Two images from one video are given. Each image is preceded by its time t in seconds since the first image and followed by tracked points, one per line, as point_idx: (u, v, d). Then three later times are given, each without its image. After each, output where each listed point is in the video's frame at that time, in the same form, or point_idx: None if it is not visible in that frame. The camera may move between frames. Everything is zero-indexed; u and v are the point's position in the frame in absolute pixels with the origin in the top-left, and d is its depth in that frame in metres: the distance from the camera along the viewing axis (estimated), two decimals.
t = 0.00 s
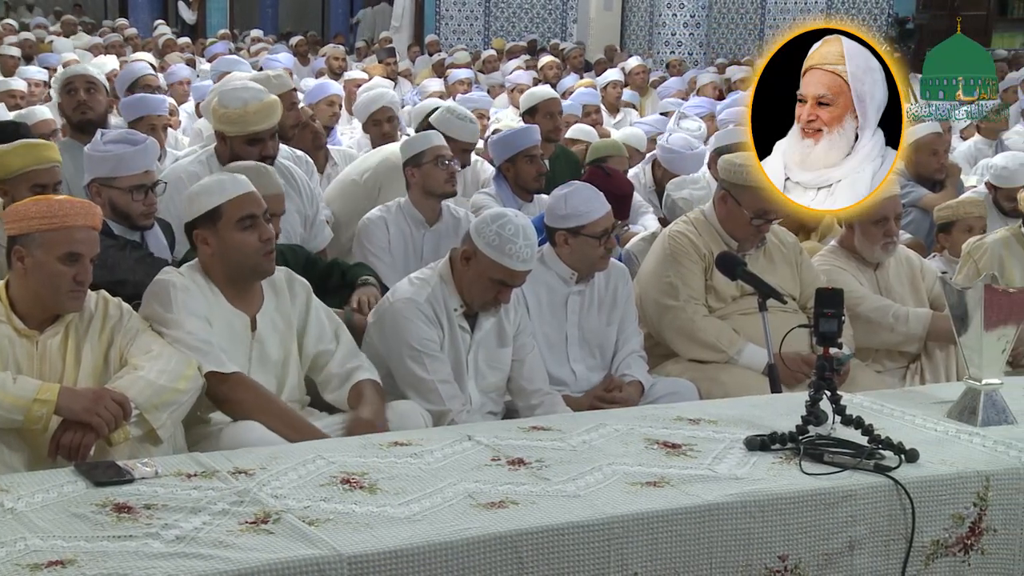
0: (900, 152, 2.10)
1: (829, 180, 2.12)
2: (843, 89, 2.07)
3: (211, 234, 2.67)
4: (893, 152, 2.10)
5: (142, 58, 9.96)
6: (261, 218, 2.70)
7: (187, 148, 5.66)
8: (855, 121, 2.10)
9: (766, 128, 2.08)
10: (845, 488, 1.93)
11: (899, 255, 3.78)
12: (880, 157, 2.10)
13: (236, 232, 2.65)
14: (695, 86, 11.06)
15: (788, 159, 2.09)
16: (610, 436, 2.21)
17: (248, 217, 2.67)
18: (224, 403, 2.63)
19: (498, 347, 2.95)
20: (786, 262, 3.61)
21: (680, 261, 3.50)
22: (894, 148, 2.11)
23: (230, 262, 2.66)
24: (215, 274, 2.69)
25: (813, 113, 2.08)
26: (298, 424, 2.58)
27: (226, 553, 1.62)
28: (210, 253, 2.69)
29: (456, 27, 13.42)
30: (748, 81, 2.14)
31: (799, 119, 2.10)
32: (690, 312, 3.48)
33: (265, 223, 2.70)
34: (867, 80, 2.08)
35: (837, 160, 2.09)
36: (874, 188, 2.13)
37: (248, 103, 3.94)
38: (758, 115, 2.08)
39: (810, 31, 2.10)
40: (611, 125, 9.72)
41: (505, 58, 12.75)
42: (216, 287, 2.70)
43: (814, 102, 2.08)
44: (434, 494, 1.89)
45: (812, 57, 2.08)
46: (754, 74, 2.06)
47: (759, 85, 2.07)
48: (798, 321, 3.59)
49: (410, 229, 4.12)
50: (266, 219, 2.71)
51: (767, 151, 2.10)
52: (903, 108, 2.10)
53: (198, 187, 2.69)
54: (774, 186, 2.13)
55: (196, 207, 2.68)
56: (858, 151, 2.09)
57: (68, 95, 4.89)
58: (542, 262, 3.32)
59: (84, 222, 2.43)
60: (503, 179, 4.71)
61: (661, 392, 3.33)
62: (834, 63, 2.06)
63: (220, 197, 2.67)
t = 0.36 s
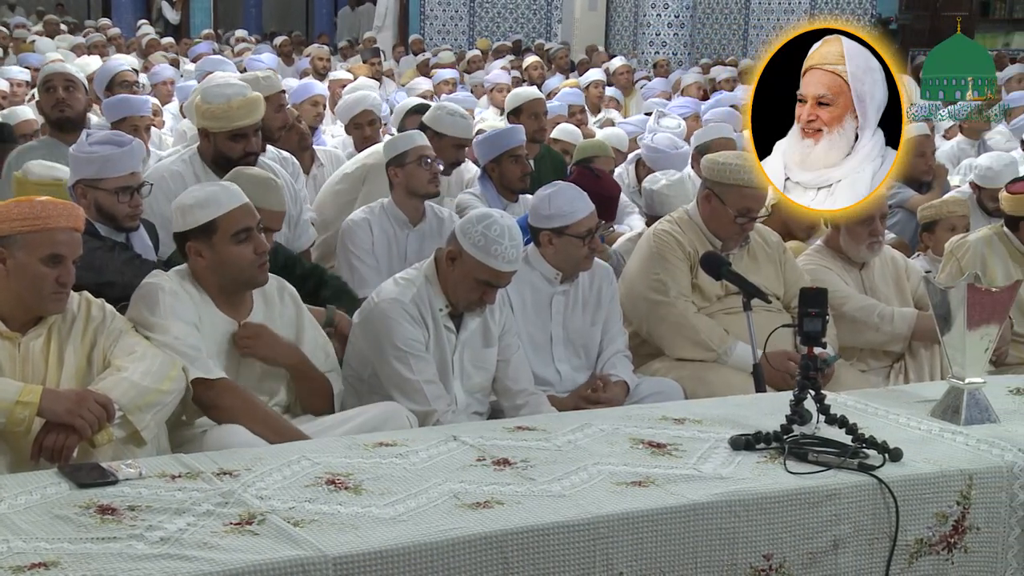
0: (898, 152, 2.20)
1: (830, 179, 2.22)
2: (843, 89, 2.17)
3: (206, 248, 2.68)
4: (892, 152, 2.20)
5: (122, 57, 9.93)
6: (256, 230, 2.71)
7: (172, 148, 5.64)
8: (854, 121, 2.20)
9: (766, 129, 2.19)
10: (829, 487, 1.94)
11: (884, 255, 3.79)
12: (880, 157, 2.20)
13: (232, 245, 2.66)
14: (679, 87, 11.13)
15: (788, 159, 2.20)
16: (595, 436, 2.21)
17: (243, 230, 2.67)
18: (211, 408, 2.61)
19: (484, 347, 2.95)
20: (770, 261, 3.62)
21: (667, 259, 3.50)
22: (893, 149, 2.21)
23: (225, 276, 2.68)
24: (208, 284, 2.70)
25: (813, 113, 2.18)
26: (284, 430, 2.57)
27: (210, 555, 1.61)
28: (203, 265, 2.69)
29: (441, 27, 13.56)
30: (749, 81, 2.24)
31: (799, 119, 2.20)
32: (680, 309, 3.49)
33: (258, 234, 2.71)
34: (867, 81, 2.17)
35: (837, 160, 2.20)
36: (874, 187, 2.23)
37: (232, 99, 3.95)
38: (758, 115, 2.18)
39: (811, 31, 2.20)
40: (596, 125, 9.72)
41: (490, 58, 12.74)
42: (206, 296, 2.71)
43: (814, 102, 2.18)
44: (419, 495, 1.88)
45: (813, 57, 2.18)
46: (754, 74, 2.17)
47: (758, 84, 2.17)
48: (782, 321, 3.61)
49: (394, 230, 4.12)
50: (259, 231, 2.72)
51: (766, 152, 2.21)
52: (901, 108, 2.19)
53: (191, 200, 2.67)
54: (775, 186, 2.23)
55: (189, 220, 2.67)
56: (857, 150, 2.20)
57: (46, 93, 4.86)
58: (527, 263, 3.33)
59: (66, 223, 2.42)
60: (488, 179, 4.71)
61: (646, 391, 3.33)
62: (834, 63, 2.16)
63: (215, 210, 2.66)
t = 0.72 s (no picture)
0: (896, 150, 2.48)
1: (832, 177, 2.54)
2: (843, 89, 2.44)
3: (195, 247, 2.64)
4: (891, 151, 2.48)
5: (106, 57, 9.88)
6: (246, 234, 2.68)
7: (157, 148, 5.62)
8: (854, 121, 2.47)
9: (772, 131, 2.48)
10: (815, 486, 1.94)
11: (868, 255, 3.81)
12: (879, 156, 2.49)
13: (222, 248, 2.63)
14: (665, 88, 11.15)
15: (789, 158, 2.50)
16: (583, 436, 2.21)
17: (235, 234, 2.65)
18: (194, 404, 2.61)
19: (470, 347, 2.95)
20: (757, 260, 3.62)
21: (656, 258, 3.50)
22: (892, 147, 2.49)
23: (212, 278, 2.67)
24: (193, 285, 2.69)
25: (814, 113, 2.46)
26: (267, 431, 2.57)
27: (195, 556, 1.61)
28: (190, 263, 2.67)
29: (428, 27, 13.44)
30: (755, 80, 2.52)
31: (800, 119, 2.48)
32: (677, 309, 3.47)
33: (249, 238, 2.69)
34: (866, 80, 2.43)
35: (837, 159, 2.49)
36: (872, 182, 2.52)
37: (218, 99, 3.94)
38: (765, 114, 2.46)
39: (812, 33, 2.45)
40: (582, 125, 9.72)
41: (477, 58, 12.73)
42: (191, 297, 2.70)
43: (815, 102, 2.46)
44: (406, 495, 1.88)
45: (814, 57, 2.44)
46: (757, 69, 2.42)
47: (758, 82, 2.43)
48: (769, 321, 3.61)
49: (381, 228, 4.11)
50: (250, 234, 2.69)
51: (770, 152, 2.50)
52: (898, 106, 2.46)
53: (184, 198, 2.64)
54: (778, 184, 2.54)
55: (181, 217, 2.64)
56: (857, 150, 2.48)
57: (29, 95, 4.84)
58: (514, 263, 3.33)
59: (51, 224, 2.42)
60: (474, 179, 4.71)
61: (632, 391, 3.34)
62: (834, 63, 2.43)
63: (208, 211, 2.64)
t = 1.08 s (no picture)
0: (897, 152, 2.44)
1: (828, 179, 2.48)
2: (843, 89, 2.40)
3: (186, 256, 2.63)
4: (891, 152, 2.44)
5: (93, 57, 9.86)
6: (238, 242, 2.67)
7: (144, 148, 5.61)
8: (854, 121, 2.43)
9: (772, 130, 2.41)
10: (803, 486, 1.95)
11: (854, 255, 3.81)
12: (880, 156, 2.44)
13: (213, 257, 2.61)
14: (654, 88, 11.18)
15: (789, 158, 2.44)
16: (572, 436, 2.21)
17: (225, 244, 2.63)
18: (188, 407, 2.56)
19: (459, 347, 2.95)
20: (751, 262, 3.61)
21: (653, 257, 3.48)
22: (892, 148, 2.44)
23: (205, 286, 2.64)
24: (183, 292, 2.67)
25: (813, 113, 2.42)
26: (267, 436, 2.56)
27: (183, 557, 1.61)
28: (180, 272, 2.65)
29: (416, 27, 13.41)
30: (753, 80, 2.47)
31: (800, 119, 2.43)
32: (672, 306, 3.46)
33: (240, 247, 2.67)
34: (867, 80, 2.41)
35: (837, 159, 2.44)
36: (872, 183, 2.47)
37: (205, 100, 3.92)
38: (764, 114, 2.40)
39: (811, 32, 2.42)
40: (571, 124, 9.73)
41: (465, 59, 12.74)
42: (185, 304, 2.67)
43: (815, 102, 2.42)
44: (395, 495, 1.88)
45: (813, 57, 2.41)
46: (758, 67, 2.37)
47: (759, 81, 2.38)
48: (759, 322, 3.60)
49: (369, 226, 4.11)
50: (241, 243, 2.67)
51: (770, 152, 2.44)
52: (899, 107, 2.43)
53: (176, 207, 2.62)
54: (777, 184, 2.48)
55: (171, 226, 2.62)
56: (857, 150, 2.44)
57: (22, 106, 4.85)
58: (503, 263, 3.33)
59: (39, 226, 2.41)
60: (463, 179, 4.72)
61: (621, 391, 3.34)
62: (834, 63, 2.40)
63: (199, 220, 2.62)
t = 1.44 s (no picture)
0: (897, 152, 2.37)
1: (829, 180, 2.39)
2: (843, 89, 2.33)
3: (172, 263, 2.58)
4: (891, 153, 2.37)
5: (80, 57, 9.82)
6: (225, 247, 2.62)
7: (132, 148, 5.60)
8: (854, 121, 2.37)
9: (770, 130, 2.34)
10: (792, 486, 1.95)
11: (842, 253, 3.82)
12: (880, 156, 2.37)
13: (199, 264, 2.56)
14: (642, 88, 11.20)
15: (789, 158, 2.36)
16: (560, 436, 2.21)
17: (211, 249, 2.58)
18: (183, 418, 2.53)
19: (448, 348, 2.95)
20: (750, 267, 3.59)
21: (647, 264, 3.44)
22: (892, 149, 2.37)
23: (193, 294, 2.59)
24: (173, 299, 2.63)
25: (813, 113, 2.35)
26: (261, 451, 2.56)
27: (170, 558, 1.60)
28: (168, 280, 2.60)
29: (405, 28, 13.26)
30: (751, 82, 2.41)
31: (800, 119, 2.36)
32: (667, 309, 3.43)
33: (227, 251, 2.62)
34: (867, 80, 2.34)
35: (837, 160, 2.36)
36: (872, 183, 2.38)
37: (194, 100, 3.91)
38: (762, 114, 2.34)
39: (811, 31, 2.36)
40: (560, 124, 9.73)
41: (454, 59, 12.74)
42: (174, 310, 2.63)
43: (815, 102, 2.35)
44: (384, 495, 1.88)
45: (813, 57, 2.34)
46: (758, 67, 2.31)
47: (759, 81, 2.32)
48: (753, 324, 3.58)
49: (353, 223, 4.11)
50: (228, 248, 2.62)
51: (770, 152, 2.36)
52: (900, 107, 2.36)
53: (161, 214, 2.58)
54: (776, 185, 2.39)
55: (156, 234, 2.58)
56: (857, 151, 2.36)
57: (18, 108, 4.85)
58: (491, 263, 3.33)
59: (27, 226, 2.41)
60: (452, 179, 4.71)
61: (610, 391, 3.34)
62: (834, 63, 2.33)
63: (183, 227, 2.57)
